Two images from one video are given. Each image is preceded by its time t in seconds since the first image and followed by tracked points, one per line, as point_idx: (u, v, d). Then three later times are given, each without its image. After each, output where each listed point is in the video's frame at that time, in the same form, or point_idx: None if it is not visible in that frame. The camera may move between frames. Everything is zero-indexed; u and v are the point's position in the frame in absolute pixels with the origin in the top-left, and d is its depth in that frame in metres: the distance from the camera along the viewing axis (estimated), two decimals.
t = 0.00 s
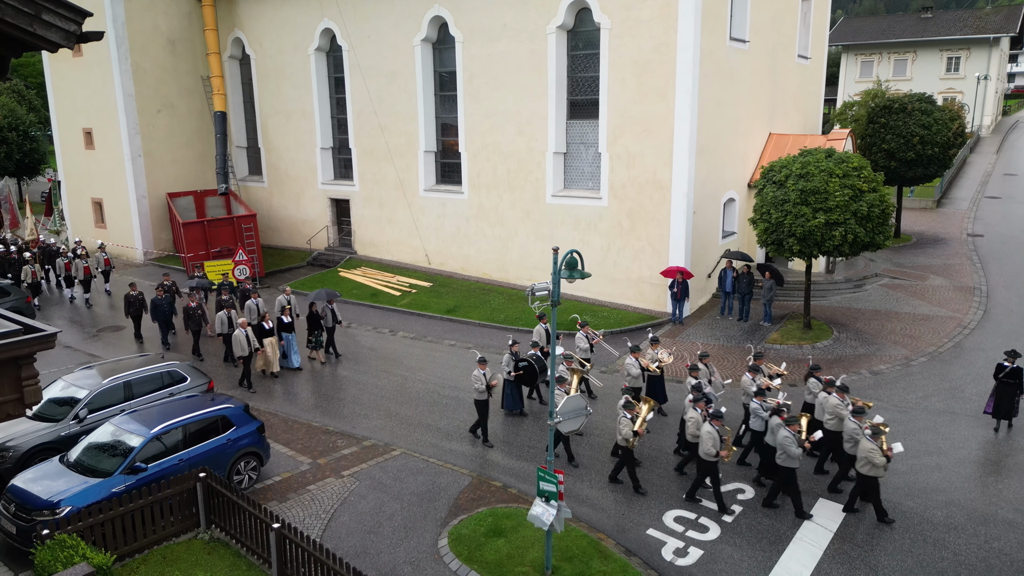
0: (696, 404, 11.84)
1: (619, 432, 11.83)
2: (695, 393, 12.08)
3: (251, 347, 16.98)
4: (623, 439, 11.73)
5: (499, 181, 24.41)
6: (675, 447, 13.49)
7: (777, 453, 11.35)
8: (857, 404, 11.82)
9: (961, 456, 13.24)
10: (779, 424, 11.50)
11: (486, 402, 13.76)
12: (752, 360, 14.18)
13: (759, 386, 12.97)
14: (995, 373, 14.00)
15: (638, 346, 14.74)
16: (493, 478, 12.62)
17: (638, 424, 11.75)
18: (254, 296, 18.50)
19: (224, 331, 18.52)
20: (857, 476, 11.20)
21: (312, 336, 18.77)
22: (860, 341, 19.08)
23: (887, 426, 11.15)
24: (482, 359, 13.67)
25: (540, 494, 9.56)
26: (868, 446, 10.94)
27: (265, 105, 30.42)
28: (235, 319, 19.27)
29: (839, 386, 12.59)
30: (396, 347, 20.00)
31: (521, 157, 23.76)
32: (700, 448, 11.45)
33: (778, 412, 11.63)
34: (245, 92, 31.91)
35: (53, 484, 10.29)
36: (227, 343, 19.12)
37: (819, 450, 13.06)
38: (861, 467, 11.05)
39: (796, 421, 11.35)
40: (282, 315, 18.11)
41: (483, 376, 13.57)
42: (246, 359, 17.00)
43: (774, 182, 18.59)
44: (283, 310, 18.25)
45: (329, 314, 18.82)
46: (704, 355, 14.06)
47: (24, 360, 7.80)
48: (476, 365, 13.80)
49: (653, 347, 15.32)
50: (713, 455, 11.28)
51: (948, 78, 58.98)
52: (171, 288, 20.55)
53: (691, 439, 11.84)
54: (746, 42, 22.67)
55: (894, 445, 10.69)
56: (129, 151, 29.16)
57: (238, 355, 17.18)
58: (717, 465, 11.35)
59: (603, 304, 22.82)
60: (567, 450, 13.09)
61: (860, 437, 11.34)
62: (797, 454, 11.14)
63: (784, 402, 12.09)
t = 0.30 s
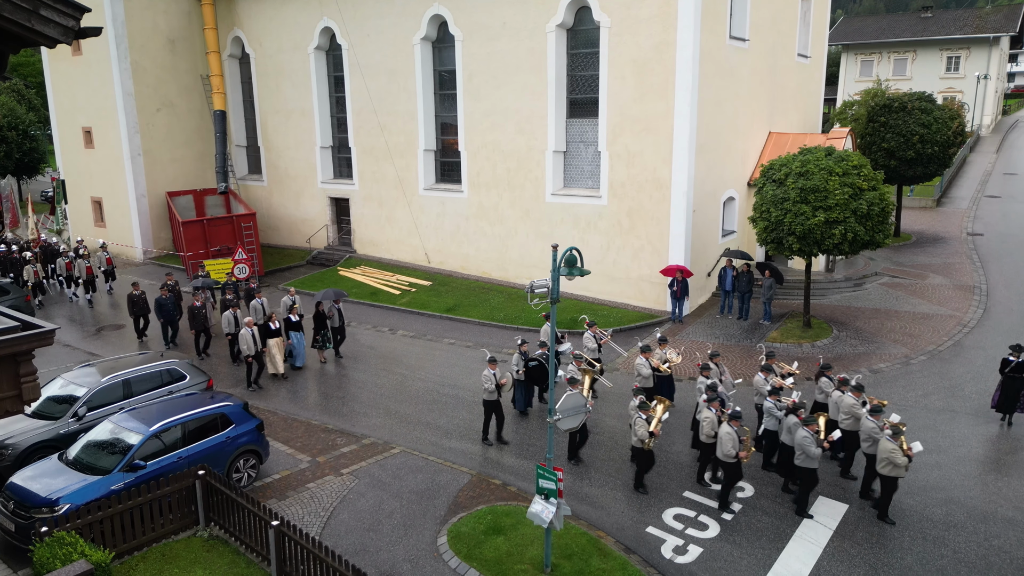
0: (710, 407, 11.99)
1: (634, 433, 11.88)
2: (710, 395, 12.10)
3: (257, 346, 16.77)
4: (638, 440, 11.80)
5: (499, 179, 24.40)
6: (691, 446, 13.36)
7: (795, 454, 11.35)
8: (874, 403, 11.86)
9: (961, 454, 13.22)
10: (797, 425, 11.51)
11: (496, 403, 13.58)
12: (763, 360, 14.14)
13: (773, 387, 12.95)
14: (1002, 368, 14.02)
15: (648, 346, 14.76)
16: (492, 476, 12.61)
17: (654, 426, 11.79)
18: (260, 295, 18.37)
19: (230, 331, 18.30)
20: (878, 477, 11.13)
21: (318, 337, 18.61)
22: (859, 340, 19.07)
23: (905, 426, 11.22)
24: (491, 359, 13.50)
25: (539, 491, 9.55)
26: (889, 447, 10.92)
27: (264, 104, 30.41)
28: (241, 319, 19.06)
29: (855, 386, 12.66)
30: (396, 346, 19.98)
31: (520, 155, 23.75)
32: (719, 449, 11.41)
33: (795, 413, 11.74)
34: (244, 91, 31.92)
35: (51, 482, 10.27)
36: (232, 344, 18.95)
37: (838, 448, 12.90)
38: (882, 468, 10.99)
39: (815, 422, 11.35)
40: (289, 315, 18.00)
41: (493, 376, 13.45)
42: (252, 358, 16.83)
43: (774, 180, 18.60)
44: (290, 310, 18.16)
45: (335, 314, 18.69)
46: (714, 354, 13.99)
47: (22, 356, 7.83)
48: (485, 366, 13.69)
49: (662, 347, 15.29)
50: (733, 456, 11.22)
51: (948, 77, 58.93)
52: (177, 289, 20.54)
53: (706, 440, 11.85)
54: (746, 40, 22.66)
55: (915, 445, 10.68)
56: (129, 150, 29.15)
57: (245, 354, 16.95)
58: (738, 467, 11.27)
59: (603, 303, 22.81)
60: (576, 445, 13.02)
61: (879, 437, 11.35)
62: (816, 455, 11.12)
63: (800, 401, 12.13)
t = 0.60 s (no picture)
0: (726, 411, 11.79)
1: (650, 435, 11.54)
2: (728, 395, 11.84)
3: (266, 347, 16.66)
4: (655, 443, 11.48)
5: (499, 178, 24.39)
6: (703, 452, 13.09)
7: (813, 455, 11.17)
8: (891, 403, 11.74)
9: (962, 452, 13.20)
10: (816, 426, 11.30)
11: (508, 405, 13.41)
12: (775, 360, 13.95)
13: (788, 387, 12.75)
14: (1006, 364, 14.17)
15: (659, 347, 14.31)
16: (492, 473, 12.61)
17: (671, 428, 11.46)
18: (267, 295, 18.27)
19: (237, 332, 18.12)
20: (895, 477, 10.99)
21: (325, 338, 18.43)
22: (859, 338, 19.07)
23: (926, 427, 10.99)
24: (505, 360, 13.33)
25: (539, 488, 9.53)
26: (908, 448, 10.75)
27: (264, 103, 30.40)
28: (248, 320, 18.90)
29: (869, 385, 12.62)
30: (396, 344, 19.97)
31: (520, 154, 23.74)
32: (737, 451, 11.27)
33: (813, 414, 11.51)
34: (244, 90, 31.91)
35: (50, 479, 10.25)
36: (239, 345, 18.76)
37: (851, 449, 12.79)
38: (899, 468, 10.85)
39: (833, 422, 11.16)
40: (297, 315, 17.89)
41: (506, 378, 13.22)
42: (260, 358, 16.70)
43: (774, 178, 18.59)
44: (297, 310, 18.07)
45: (342, 314, 18.51)
46: (726, 354, 13.75)
47: (20, 352, 8.08)
48: (498, 367, 13.45)
49: (672, 347, 14.95)
50: (751, 458, 11.12)
51: (948, 77, 58.88)
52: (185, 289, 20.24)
53: (723, 442, 11.64)
54: (746, 39, 22.65)
55: (936, 446, 10.55)
56: (128, 149, 29.13)
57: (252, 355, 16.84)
58: (755, 468, 11.18)
59: (603, 302, 22.80)
60: (597, 450, 12.77)
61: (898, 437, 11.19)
62: (836, 456, 10.94)
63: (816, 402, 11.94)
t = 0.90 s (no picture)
0: (743, 408, 11.74)
1: (667, 435, 11.62)
2: (744, 394, 11.85)
3: (273, 345, 16.58)
4: (671, 443, 11.52)
5: (498, 176, 24.37)
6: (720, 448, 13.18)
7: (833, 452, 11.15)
8: (908, 400, 11.71)
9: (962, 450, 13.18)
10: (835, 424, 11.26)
11: (520, 405, 13.38)
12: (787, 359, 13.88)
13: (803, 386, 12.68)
14: (1009, 357, 14.34)
15: (671, 346, 14.18)
16: (491, 471, 12.59)
17: (687, 427, 11.50)
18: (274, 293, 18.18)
19: (244, 331, 18.03)
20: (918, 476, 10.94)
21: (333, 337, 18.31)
22: (859, 337, 19.05)
23: (945, 424, 11.07)
24: (516, 359, 13.34)
25: (539, 486, 9.50)
26: (930, 445, 10.75)
27: (264, 101, 30.37)
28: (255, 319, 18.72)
29: (884, 382, 12.57)
30: (395, 343, 19.94)
31: (520, 153, 23.72)
32: (755, 450, 11.25)
33: (831, 412, 11.59)
34: (244, 89, 31.88)
35: (49, 476, 10.23)
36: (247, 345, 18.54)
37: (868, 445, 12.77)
38: (921, 466, 10.81)
39: (853, 420, 11.12)
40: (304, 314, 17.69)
41: (516, 378, 13.28)
42: (267, 357, 16.62)
43: (774, 176, 18.58)
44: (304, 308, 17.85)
45: (350, 312, 18.40)
46: (738, 353, 13.68)
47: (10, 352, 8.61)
48: (510, 367, 13.46)
49: (682, 346, 14.83)
50: (769, 457, 11.09)
51: (948, 76, 58.80)
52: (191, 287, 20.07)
53: (740, 441, 11.66)
54: (746, 37, 22.63)
55: (958, 444, 10.52)
56: (128, 147, 29.09)
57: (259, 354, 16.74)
58: (774, 467, 11.11)
59: (603, 301, 22.80)
60: (598, 449, 12.71)
61: (917, 435, 11.17)
62: (855, 455, 10.93)
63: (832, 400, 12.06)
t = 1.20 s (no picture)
0: (761, 412, 11.51)
1: (682, 440, 11.29)
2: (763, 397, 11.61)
3: (281, 347, 16.34)
4: (688, 447, 11.20)
5: (498, 175, 24.35)
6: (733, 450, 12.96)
7: (853, 455, 10.92)
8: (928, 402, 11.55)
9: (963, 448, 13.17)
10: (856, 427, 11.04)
11: (533, 409, 12.99)
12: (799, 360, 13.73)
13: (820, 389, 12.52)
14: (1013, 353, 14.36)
15: (682, 349, 13.92)
16: (491, 469, 12.56)
17: (704, 432, 11.22)
18: (283, 295, 18.29)
19: (251, 333, 17.89)
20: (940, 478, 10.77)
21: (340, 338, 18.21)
22: (860, 335, 19.03)
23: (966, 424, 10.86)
24: (528, 362, 12.92)
25: (539, 483, 9.46)
26: (954, 446, 10.53)
27: (264, 100, 30.35)
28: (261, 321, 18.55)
29: (902, 381, 12.30)
30: (395, 341, 19.92)
31: (520, 151, 23.70)
32: (775, 455, 10.97)
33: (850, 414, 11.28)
34: (243, 87, 31.85)
35: (48, 474, 10.20)
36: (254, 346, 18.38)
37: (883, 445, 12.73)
38: (945, 468, 10.62)
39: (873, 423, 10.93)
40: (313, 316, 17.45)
41: (530, 380, 12.82)
42: (274, 359, 16.37)
43: (774, 174, 18.55)
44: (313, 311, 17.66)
45: (358, 314, 18.20)
46: (749, 353, 13.45)
47: None
48: (522, 370, 13.05)
49: (692, 347, 14.63)
50: (789, 462, 10.83)
51: (948, 75, 58.71)
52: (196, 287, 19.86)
53: (758, 446, 11.32)
54: (746, 36, 22.61)
55: (982, 444, 10.32)
56: (127, 146, 29.06)
57: (266, 355, 16.51)
58: (793, 471, 10.89)
59: (603, 299, 22.79)
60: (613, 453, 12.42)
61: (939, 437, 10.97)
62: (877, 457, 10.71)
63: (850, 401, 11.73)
